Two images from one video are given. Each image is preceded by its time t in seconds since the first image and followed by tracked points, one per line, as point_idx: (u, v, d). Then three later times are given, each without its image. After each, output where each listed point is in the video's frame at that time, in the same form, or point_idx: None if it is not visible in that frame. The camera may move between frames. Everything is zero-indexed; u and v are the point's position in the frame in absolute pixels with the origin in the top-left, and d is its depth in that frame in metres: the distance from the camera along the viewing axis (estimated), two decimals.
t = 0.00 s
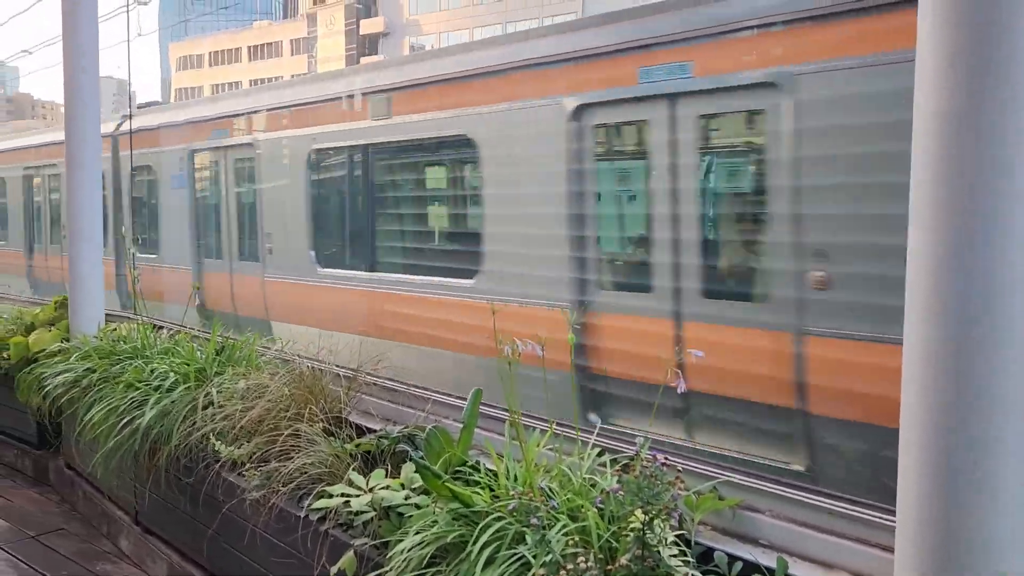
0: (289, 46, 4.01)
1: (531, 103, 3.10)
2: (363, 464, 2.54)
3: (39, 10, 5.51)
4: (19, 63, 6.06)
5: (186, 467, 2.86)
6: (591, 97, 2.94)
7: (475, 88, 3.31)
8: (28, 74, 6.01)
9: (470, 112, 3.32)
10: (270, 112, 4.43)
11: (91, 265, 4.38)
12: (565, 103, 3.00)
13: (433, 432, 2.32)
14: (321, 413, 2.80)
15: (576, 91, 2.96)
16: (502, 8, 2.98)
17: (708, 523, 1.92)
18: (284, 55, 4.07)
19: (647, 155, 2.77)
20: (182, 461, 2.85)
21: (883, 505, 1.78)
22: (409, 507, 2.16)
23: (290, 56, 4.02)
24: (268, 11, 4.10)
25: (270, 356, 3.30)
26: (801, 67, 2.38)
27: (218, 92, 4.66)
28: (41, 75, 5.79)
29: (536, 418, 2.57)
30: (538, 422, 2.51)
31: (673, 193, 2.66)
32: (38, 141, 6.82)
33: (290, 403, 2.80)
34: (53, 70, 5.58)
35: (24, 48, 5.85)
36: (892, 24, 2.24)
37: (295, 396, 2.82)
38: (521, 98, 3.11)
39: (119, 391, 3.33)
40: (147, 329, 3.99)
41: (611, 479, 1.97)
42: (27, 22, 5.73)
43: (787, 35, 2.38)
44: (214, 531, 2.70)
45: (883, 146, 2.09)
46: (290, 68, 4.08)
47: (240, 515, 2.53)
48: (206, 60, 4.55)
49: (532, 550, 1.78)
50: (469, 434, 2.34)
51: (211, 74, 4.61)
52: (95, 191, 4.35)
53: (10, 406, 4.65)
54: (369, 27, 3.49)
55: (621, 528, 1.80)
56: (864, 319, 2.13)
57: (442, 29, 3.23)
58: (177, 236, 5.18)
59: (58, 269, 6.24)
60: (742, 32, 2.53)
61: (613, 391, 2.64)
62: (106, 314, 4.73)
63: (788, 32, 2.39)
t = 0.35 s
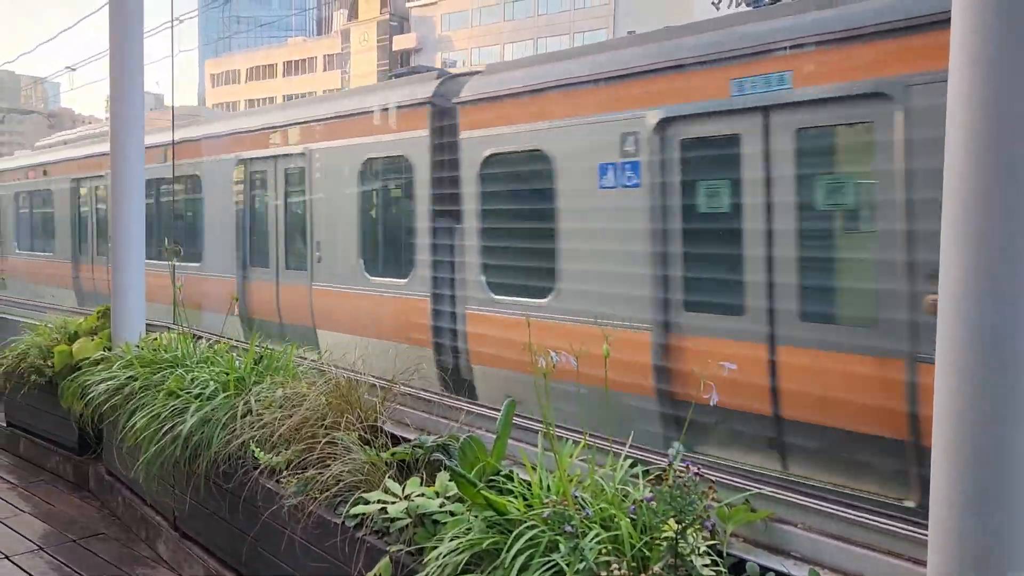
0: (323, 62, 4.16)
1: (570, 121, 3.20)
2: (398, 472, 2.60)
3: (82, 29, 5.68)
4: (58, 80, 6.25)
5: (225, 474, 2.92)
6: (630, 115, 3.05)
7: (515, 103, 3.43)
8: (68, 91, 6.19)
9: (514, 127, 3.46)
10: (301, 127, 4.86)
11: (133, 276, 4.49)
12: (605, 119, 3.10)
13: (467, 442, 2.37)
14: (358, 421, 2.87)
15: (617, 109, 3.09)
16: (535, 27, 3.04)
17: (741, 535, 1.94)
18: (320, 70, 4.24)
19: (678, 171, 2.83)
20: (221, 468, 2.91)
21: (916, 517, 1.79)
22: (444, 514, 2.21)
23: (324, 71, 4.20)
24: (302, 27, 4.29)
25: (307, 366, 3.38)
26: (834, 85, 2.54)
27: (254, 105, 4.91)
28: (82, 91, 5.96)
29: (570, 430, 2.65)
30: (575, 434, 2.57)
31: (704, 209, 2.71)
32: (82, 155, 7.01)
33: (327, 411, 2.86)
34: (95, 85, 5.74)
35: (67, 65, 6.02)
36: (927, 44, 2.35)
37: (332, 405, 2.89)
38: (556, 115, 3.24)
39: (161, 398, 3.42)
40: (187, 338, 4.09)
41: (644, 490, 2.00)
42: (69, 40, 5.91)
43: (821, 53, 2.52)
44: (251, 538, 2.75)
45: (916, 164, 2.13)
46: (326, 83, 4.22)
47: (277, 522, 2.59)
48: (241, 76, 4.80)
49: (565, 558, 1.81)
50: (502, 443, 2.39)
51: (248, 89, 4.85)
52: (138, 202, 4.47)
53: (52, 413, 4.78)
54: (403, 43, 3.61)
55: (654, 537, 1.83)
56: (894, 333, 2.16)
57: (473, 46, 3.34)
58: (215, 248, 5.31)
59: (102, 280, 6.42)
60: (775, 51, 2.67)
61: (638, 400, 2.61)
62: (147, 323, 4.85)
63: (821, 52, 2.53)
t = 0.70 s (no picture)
0: (355, 75, 4.24)
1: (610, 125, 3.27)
2: (429, 476, 2.64)
3: (120, 44, 5.81)
4: (95, 94, 6.38)
5: (257, 478, 2.97)
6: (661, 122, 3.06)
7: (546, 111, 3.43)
8: (104, 104, 6.32)
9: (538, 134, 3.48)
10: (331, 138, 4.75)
11: (170, 284, 4.58)
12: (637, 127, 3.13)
13: (498, 446, 2.40)
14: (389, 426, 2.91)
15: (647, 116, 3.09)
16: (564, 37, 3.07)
17: (770, 540, 1.95)
18: (350, 83, 4.31)
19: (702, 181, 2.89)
20: (255, 471, 2.96)
21: (946, 523, 1.79)
22: (475, 517, 2.24)
23: (354, 84, 4.27)
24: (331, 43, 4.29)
25: (339, 372, 3.43)
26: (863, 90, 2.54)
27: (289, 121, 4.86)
28: (118, 104, 6.09)
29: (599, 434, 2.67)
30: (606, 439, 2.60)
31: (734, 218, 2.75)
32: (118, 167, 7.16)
33: (360, 416, 2.92)
34: (132, 99, 5.87)
35: (105, 79, 6.16)
36: (954, 49, 2.30)
37: (364, 409, 2.94)
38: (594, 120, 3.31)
39: (196, 403, 3.48)
40: (222, 346, 4.17)
41: (673, 494, 2.02)
42: (106, 54, 6.05)
43: (853, 59, 2.51)
44: (284, 540, 2.79)
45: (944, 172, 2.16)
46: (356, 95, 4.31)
47: (307, 524, 2.63)
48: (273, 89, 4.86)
49: (595, 560, 1.82)
50: (533, 449, 2.42)
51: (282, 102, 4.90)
52: (175, 213, 4.56)
53: (89, 419, 4.88)
54: (432, 56, 3.68)
55: (683, 540, 1.85)
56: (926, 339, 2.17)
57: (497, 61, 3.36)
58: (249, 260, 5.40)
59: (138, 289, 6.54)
60: (808, 58, 2.62)
61: (675, 410, 2.67)
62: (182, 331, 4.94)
63: (852, 58, 2.52)
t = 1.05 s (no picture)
0: (377, 89, 4.30)
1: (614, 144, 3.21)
2: (452, 484, 2.66)
3: (149, 59, 5.92)
4: (123, 109, 6.50)
5: (282, 486, 3.00)
6: (667, 137, 3.04)
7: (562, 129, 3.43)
8: (132, 119, 6.43)
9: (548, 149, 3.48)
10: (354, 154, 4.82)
11: (197, 296, 4.63)
12: (644, 141, 3.12)
13: (522, 455, 2.41)
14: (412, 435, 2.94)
15: (655, 130, 3.08)
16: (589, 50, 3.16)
17: (794, 549, 1.96)
18: (373, 97, 4.37)
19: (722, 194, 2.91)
20: (280, 480, 2.98)
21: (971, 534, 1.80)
22: (498, 526, 2.25)
23: (377, 98, 4.32)
24: (354, 56, 4.39)
25: (362, 382, 3.46)
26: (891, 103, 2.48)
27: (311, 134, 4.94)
28: (146, 119, 6.20)
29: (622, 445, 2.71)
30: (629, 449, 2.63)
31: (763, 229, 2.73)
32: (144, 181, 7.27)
33: (383, 424, 2.94)
34: (159, 113, 5.97)
35: (133, 94, 6.27)
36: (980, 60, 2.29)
37: (387, 418, 2.96)
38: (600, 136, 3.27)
39: (222, 412, 3.52)
40: (247, 356, 4.21)
41: (696, 503, 2.02)
42: (135, 70, 6.16)
43: (876, 71, 2.48)
44: (308, 548, 2.81)
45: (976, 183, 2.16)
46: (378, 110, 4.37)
47: (331, 532, 2.65)
48: (297, 104, 4.93)
49: (618, 568, 1.83)
50: (555, 458, 2.44)
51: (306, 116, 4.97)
52: (202, 225, 4.63)
53: (116, 427, 4.94)
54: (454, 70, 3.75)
55: (706, 549, 1.86)
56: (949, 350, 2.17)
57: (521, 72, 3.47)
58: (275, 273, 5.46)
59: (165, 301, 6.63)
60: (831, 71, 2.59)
61: (696, 422, 2.71)
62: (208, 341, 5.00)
63: (876, 70, 2.49)
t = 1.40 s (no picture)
0: (393, 102, 4.33)
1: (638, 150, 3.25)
2: (469, 494, 2.67)
3: (170, 74, 6.01)
4: (144, 123, 6.58)
5: (299, 496, 3.01)
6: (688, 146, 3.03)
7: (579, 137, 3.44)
8: (152, 132, 6.51)
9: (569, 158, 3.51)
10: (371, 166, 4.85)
11: (215, 307, 4.67)
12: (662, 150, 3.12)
13: (538, 465, 2.42)
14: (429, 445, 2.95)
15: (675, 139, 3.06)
16: (603, 62, 3.13)
17: (813, 560, 1.99)
18: (389, 110, 4.40)
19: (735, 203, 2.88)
20: (298, 489, 3.00)
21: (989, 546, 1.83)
22: (514, 535, 2.26)
23: (393, 110, 4.36)
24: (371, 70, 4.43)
25: (379, 392, 3.48)
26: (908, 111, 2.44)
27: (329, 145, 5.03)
28: (166, 132, 6.27)
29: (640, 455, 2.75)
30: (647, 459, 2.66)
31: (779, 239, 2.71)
32: (164, 194, 7.35)
33: (400, 434, 2.95)
34: (179, 127, 6.04)
35: (153, 108, 6.35)
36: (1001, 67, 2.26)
37: (404, 428, 2.97)
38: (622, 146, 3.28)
39: (241, 422, 3.55)
40: (265, 366, 4.24)
41: (713, 512, 2.02)
42: (155, 84, 6.24)
43: (893, 79, 2.46)
44: (325, 558, 2.82)
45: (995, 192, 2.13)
46: (394, 122, 4.40)
47: (348, 542, 2.66)
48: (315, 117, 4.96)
49: None
50: (572, 467, 2.44)
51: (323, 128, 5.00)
52: (221, 236, 4.67)
53: (136, 437, 4.99)
54: (470, 83, 3.78)
55: (724, 560, 1.86)
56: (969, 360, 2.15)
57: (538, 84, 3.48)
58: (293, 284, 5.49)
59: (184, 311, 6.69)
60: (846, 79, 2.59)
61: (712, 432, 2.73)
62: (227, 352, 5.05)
63: (894, 77, 2.47)
